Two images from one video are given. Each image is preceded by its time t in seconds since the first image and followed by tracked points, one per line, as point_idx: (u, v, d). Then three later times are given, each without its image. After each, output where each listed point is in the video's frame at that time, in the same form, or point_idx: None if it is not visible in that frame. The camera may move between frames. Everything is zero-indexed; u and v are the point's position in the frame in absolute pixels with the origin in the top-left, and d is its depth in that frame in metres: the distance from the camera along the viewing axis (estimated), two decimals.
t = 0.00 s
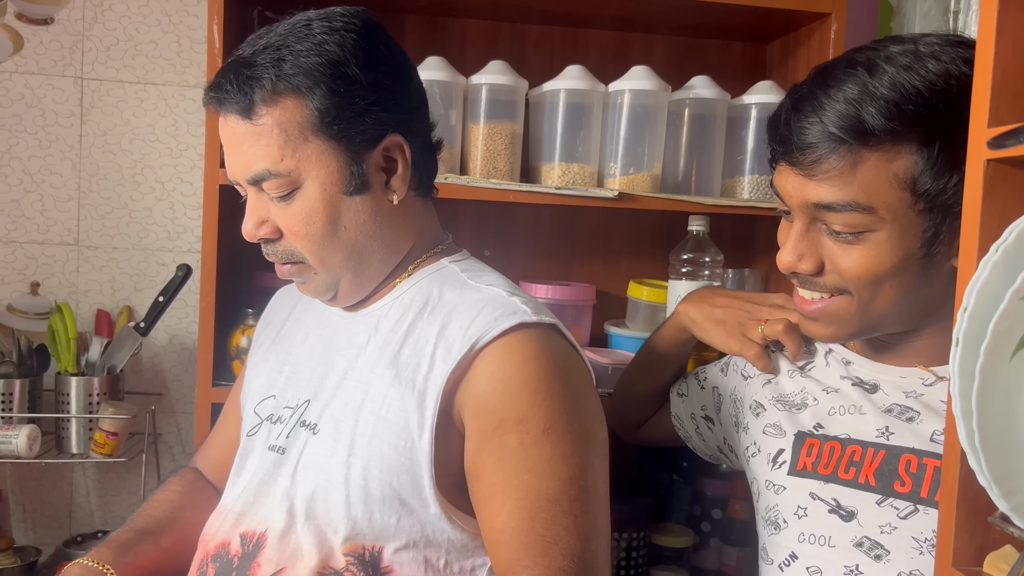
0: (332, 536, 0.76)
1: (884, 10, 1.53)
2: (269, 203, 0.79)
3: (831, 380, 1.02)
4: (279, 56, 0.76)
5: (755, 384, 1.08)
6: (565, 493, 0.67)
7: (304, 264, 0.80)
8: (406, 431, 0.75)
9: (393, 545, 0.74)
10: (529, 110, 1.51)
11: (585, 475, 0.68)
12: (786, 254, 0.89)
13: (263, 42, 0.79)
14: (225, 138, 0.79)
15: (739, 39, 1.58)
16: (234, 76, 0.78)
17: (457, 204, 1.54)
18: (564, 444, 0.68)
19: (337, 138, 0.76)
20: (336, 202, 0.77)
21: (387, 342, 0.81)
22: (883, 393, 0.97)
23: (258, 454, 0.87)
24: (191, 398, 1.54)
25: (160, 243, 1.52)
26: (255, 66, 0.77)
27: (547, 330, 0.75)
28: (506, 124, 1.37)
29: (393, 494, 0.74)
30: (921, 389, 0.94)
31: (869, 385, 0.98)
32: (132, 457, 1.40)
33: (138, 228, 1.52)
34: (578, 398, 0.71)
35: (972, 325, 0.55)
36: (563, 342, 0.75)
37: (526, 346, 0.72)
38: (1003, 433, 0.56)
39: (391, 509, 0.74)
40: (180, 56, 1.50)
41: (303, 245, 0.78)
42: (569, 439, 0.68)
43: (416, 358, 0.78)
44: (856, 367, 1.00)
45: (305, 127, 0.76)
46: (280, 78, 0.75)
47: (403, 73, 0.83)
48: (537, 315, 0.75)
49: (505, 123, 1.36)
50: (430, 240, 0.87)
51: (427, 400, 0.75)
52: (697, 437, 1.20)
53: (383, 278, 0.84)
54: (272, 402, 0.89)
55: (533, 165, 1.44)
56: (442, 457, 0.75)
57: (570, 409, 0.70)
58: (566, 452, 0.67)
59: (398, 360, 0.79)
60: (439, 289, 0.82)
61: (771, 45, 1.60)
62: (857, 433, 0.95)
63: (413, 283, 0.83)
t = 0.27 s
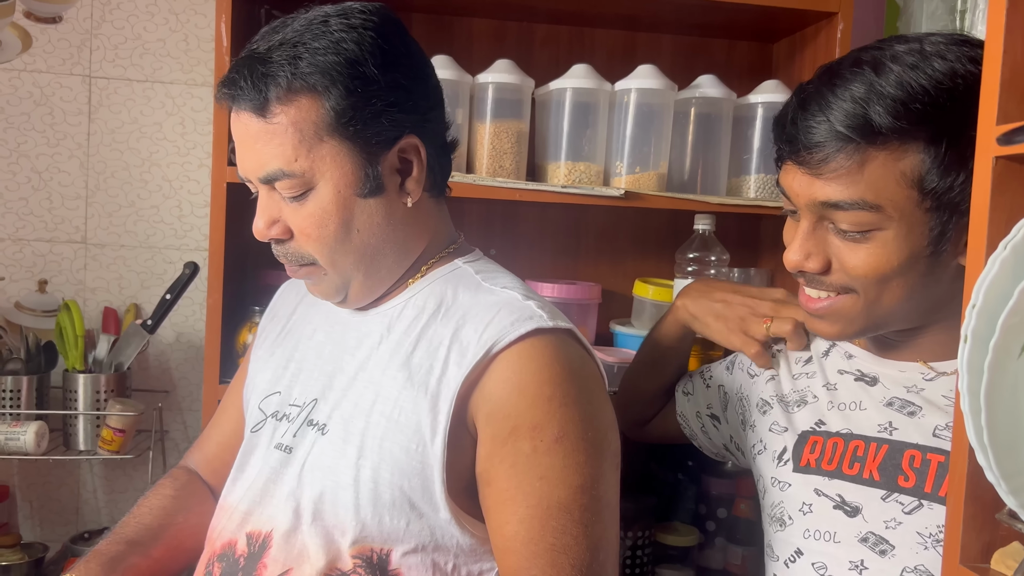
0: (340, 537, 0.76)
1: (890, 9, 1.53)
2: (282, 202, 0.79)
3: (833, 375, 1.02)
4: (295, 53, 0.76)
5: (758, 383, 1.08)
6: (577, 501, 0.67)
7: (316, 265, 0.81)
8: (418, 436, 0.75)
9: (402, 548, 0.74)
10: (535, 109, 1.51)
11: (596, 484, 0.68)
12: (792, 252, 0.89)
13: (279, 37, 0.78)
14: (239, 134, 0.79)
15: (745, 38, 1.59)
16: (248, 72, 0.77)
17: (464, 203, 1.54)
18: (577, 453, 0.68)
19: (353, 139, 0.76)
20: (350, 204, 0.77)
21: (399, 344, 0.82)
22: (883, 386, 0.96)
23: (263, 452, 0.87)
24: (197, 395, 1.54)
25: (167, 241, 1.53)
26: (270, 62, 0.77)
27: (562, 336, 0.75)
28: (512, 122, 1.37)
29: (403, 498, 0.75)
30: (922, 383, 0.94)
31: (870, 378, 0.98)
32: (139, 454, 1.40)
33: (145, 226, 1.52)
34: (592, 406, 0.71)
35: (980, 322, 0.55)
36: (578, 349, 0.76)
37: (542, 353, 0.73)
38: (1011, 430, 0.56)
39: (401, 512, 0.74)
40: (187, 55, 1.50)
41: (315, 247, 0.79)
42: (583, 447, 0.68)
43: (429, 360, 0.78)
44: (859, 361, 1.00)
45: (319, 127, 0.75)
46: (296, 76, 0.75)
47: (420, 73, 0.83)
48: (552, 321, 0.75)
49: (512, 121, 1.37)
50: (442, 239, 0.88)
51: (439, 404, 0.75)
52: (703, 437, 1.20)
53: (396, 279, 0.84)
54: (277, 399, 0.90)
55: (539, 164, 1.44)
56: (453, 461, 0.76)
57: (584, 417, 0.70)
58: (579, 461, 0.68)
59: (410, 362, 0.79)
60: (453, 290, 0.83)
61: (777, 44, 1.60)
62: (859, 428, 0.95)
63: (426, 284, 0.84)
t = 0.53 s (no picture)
0: (339, 543, 0.76)
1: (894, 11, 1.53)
2: (286, 203, 0.79)
3: (838, 379, 1.02)
4: (301, 52, 0.76)
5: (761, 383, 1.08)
6: (579, 512, 0.67)
7: (320, 266, 0.81)
8: (420, 442, 0.75)
9: (402, 556, 0.74)
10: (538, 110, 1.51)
11: (599, 494, 0.68)
12: (796, 248, 0.89)
13: (285, 35, 0.78)
14: (243, 134, 0.79)
15: (748, 40, 1.59)
16: (254, 70, 0.77)
17: (466, 203, 1.54)
18: (580, 463, 0.68)
19: (359, 140, 0.76)
20: (356, 205, 0.77)
21: (402, 349, 0.82)
22: (890, 393, 0.97)
23: (263, 454, 0.88)
24: (200, 395, 1.54)
25: (170, 241, 1.53)
26: (276, 60, 0.77)
27: (567, 344, 0.75)
28: (515, 123, 1.37)
29: (404, 506, 0.75)
30: (928, 388, 0.95)
31: (876, 386, 0.98)
32: (141, 453, 1.40)
33: (148, 225, 1.52)
34: (597, 415, 0.71)
35: (984, 323, 0.55)
36: (583, 356, 0.76)
37: (547, 361, 0.73)
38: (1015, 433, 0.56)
39: (401, 520, 0.74)
40: (191, 55, 1.50)
41: (320, 248, 0.79)
42: (586, 457, 0.68)
43: (432, 366, 0.78)
44: (862, 369, 1.00)
45: (325, 128, 0.76)
46: (302, 76, 0.75)
47: (429, 73, 0.83)
48: (558, 328, 0.75)
49: (515, 122, 1.37)
50: (449, 241, 0.88)
51: (442, 411, 0.75)
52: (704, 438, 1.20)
53: (402, 281, 0.85)
54: (279, 400, 0.90)
55: (541, 164, 1.45)
56: (455, 469, 0.76)
57: (588, 426, 0.70)
58: (582, 471, 0.68)
59: (412, 367, 0.79)
60: (457, 294, 0.83)
61: (780, 45, 1.60)
62: (864, 431, 0.95)
63: (430, 288, 0.84)
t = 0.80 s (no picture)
0: (336, 550, 0.77)
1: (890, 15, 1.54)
2: (283, 207, 0.79)
3: (833, 376, 1.02)
4: (300, 55, 0.76)
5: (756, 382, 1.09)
6: (578, 522, 0.67)
7: (316, 270, 0.81)
8: (418, 450, 0.75)
9: (399, 564, 0.75)
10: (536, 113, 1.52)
11: (598, 504, 0.68)
12: (797, 242, 0.89)
13: (283, 36, 0.78)
14: (240, 136, 0.79)
15: (746, 44, 1.59)
16: (251, 72, 0.77)
17: (464, 206, 1.54)
18: (579, 473, 0.68)
19: (357, 144, 0.76)
20: (353, 210, 0.78)
21: (399, 355, 0.82)
22: (883, 388, 0.97)
23: (259, 459, 0.88)
24: (197, 397, 1.54)
25: (168, 242, 1.53)
26: (274, 62, 0.77)
27: (566, 351, 0.76)
28: (512, 126, 1.37)
29: (402, 514, 0.75)
30: (920, 384, 0.95)
31: (869, 380, 0.98)
32: (138, 455, 1.40)
33: (146, 227, 1.52)
34: (596, 423, 0.71)
35: (978, 326, 0.55)
36: (583, 364, 0.76)
37: (546, 369, 0.73)
38: (1009, 435, 0.56)
39: (399, 528, 0.75)
40: (189, 57, 1.51)
41: (316, 252, 0.79)
42: (585, 466, 0.69)
43: (430, 373, 0.78)
44: (857, 363, 1.01)
45: (323, 133, 0.76)
46: (300, 78, 0.75)
47: (430, 76, 0.83)
48: (557, 335, 0.76)
49: (512, 125, 1.37)
50: (448, 245, 0.88)
51: (439, 419, 0.75)
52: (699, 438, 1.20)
53: (399, 287, 0.85)
54: (275, 405, 0.90)
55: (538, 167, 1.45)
56: (453, 477, 0.76)
57: (587, 434, 0.70)
58: (581, 481, 0.68)
59: (410, 374, 0.79)
60: (456, 299, 0.83)
61: (777, 49, 1.60)
62: (858, 428, 0.96)
63: (428, 292, 0.84)
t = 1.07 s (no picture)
0: (322, 555, 0.77)
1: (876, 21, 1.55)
2: (271, 211, 0.80)
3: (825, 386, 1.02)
4: (289, 59, 0.76)
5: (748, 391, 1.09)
6: (565, 529, 0.67)
7: (303, 274, 0.82)
8: (405, 456, 0.76)
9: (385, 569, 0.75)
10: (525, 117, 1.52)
11: (585, 510, 0.69)
12: (800, 242, 0.90)
13: (273, 40, 0.78)
14: (228, 139, 0.80)
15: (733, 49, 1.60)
16: (241, 76, 0.78)
17: (453, 209, 1.55)
18: (567, 479, 0.69)
19: (346, 150, 0.77)
20: (341, 215, 0.78)
21: (387, 360, 0.82)
22: (880, 398, 0.97)
23: (247, 463, 0.88)
24: (186, 399, 1.54)
25: (157, 245, 1.53)
26: (263, 67, 0.77)
27: (555, 358, 0.76)
28: (502, 130, 1.38)
29: (389, 520, 0.75)
30: (917, 393, 0.95)
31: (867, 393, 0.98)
32: (127, 458, 1.40)
33: (135, 229, 1.52)
34: (584, 429, 0.72)
35: (957, 329, 0.56)
36: (571, 371, 0.77)
37: (535, 376, 0.74)
38: (987, 437, 0.57)
39: (386, 533, 0.75)
40: (179, 60, 1.51)
41: (304, 256, 0.80)
42: (573, 473, 0.69)
43: (419, 378, 0.79)
44: (852, 375, 1.00)
45: (311, 138, 0.76)
46: (290, 83, 0.76)
47: (420, 80, 0.84)
48: (546, 342, 0.76)
49: (501, 130, 1.38)
50: (436, 250, 0.89)
51: (427, 424, 0.76)
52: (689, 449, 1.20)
53: (386, 291, 0.86)
54: (263, 408, 0.91)
55: (528, 171, 1.46)
56: (440, 483, 0.76)
57: (575, 441, 0.71)
58: (568, 487, 0.68)
59: (398, 380, 0.80)
60: (446, 305, 0.84)
61: (765, 55, 1.62)
62: (852, 436, 0.96)
63: (419, 298, 0.85)
